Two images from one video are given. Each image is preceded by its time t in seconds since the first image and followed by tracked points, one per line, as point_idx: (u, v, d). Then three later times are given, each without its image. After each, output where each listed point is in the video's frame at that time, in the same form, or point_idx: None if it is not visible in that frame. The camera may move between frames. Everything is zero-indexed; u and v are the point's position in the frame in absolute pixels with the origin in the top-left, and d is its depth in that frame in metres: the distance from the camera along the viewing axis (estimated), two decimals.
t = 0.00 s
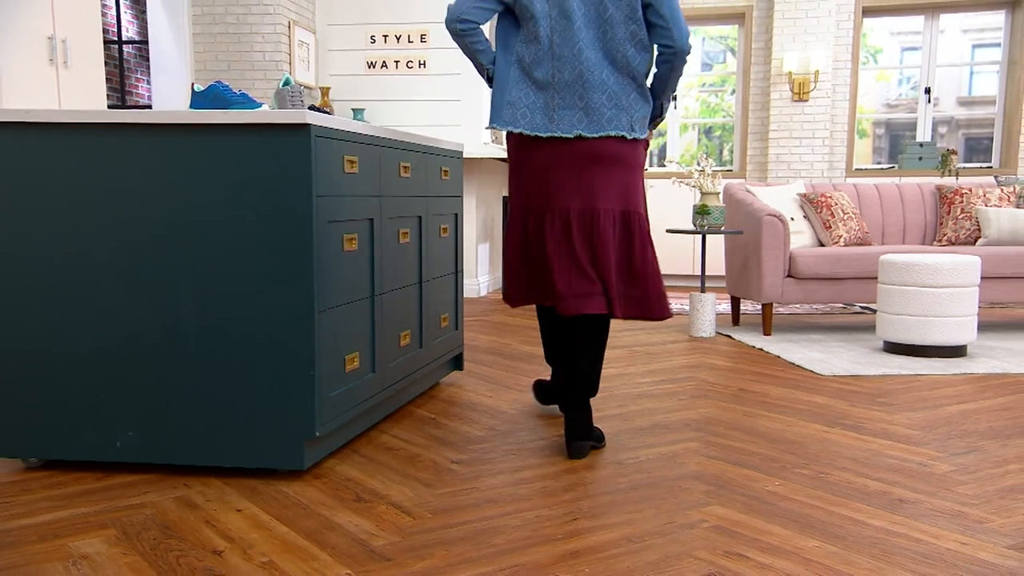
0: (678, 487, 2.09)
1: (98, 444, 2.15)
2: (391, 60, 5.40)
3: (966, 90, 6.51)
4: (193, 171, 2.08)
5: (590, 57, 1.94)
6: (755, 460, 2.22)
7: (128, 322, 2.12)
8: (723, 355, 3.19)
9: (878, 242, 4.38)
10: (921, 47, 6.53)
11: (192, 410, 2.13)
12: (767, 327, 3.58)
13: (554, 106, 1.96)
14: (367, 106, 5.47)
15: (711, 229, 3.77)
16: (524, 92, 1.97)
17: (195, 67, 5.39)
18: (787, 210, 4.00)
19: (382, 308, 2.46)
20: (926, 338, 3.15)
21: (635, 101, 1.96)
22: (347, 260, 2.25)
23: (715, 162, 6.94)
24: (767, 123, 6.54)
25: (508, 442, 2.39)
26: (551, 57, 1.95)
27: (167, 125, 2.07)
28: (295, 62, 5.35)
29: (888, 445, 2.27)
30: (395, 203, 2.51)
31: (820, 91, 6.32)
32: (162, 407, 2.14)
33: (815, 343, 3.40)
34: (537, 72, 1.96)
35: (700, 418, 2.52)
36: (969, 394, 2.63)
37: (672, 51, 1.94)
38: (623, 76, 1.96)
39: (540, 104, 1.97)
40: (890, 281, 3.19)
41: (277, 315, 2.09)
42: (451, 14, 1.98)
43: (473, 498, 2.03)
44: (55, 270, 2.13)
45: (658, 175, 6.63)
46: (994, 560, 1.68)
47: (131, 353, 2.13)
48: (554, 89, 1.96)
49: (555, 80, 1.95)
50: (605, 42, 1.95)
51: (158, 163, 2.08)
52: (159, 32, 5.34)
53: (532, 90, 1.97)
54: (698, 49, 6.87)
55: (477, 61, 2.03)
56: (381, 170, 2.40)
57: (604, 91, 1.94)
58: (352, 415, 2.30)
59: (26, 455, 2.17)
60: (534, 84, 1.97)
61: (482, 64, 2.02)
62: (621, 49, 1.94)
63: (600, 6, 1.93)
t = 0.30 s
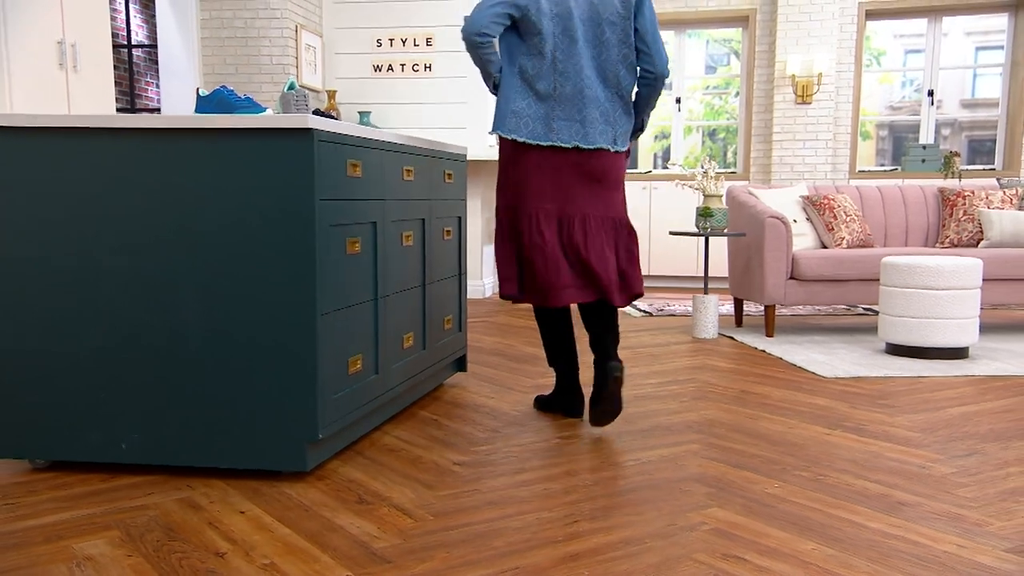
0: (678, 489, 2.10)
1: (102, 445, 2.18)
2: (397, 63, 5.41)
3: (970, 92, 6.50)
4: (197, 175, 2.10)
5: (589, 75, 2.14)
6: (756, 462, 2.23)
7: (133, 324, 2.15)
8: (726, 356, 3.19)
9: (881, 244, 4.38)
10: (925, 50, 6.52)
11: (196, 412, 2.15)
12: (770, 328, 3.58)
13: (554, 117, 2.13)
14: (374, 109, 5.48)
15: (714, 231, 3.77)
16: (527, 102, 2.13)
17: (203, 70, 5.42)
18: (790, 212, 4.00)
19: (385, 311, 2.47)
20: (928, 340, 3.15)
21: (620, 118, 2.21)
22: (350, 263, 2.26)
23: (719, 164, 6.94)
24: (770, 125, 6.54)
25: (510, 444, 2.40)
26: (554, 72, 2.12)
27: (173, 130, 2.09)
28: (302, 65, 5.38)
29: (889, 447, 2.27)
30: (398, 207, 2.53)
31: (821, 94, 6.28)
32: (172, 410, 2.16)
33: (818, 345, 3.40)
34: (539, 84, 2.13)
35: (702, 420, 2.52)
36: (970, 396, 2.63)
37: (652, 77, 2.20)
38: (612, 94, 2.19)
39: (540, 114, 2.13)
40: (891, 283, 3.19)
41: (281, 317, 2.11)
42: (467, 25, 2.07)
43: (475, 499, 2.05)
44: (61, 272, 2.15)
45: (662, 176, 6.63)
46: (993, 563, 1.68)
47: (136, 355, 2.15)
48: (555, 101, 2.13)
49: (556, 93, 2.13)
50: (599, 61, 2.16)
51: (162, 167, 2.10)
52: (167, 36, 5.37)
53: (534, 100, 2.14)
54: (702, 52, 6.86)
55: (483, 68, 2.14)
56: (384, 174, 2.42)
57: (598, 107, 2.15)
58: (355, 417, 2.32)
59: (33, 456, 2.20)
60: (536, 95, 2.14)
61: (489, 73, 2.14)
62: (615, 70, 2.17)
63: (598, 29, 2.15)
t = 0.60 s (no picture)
0: (683, 496, 2.08)
1: (108, 449, 2.19)
2: (405, 65, 5.41)
3: (981, 93, 6.44)
4: (201, 180, 2.10)
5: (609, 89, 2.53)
6: (762, 469, 2.21)
7: (138, 329, 2.15)
8: (733, 360, 3.17)
9: (890, 246, 4.34)
10: (936, 50, 6.47)
11: (200, 417, 2.16)
12: (778, 331, 3.56)
13: (590, 124, 2.46)
14: (382, 111, 5.49)
15: (722, 234, 3.75)
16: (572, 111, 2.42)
17: (212, 73, 5.44)
18: (798, 214, 3.97)
19: (390, 315, 2.47)
20: (938, 344, 3.12)
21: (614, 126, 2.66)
22: (355, 268, 2.26)
23: (728, 165, 6.88)
24: (779, 126, 6.51)
25: (516, 448, 2.40)
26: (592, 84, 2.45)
27: (177, 136, 2.09)
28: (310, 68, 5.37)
29: (897, 454, 2.25)
30: (403, 211, 2.52)
31: (833, 94, 6.29)
32: (177, 415, 2.16)
33: (826, 348, 3.37)
34: (580, 93, 2.43)
35: (707, 425, 2.51)
36: (979, 401, 2.60)
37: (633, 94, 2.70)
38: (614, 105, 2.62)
39: (581, 121, 2.44)
40: (900, 287, 3.16)
41: (285, 321, 2.11)
42: (563, 19, 2.33)
43: (479, 505, 2.05)
44: (67, 277, 2.16)
45: (670, 177, 6.61)
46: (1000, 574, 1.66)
47: (141, 359, 2.16)
48: (591, 110, 2.46)
49: (592, 103, 2.46)
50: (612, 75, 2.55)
51: (167, 172, 2.10)
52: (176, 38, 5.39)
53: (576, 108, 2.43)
54: (711, 53, 6.83)
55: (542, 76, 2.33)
56: (390, 178, 2.42)
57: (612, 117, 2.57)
58: (359, 422, 2.32)
59: (39, 460, 2.21)
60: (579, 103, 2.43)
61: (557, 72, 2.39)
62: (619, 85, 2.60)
63: (613, 47, 2.54)
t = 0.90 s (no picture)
0: (685, 508, 2.06)
1: (111, 459, 2.20)
2: (411, 68, 5.39)
3: (992, 94, 6.37)
4: (202, 190, 2.10)
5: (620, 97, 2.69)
6: (765, 479, 2.19)
7: (139, 339, 2.16)
8: (739, 366, 3.14)
9: (898, 250, 4.30)
10: (946, 52, 6.40)
11: (202, 427, 2.16)
12: (785, 337, 3.53)
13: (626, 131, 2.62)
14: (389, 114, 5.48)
15: (729, 239, 3.72)
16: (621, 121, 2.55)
17: (220, 77, 5.45)
18: (806, 218, 3.93)
19: (393, 323, 2.46)
20: (946, 351, 3.08)
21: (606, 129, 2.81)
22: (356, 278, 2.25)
23: (736, 168, 6.84)
24: (788, 128, 6.47)
25: (519, 457, 2.39)
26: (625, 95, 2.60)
27: (179, 146, 2.08)
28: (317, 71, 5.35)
29: (903, 464, 2.22)
30: (406, 219, 2.51)
31: (842, 96, 6.26)
32: (179, 424, 2.17)
33: (833, 354, 3.34)
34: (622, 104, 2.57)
35: (711, 434, 2.48)
36: (986, 410, 2.57)
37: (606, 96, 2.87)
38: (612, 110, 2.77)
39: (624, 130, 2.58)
40: (908, 293, 3.13)
41: (286, 332, 2.11)
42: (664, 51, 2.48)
43: (480, 517, 2.04)
44: (69, 287, 2.17)
45: (678, 180, 6.57)
46: None
47: (143, 369, 2.16)
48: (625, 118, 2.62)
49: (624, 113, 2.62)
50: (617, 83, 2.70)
51: (168, 183, 2.10)
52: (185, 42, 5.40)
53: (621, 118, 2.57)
54: (720, 54, 6.76)
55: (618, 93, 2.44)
56: (392, 186, 2.40)
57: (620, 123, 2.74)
58: (361, 432, 2.31)
59: (42, 469, 2.22)
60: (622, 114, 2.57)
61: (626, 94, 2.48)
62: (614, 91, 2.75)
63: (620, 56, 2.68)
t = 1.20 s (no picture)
0: (684, 525, 2.04)
1: (110, 474, 2.20)
2: (417, 73, 5.37)
3: (1001, 98, 6.29)
4: (200, 205, 2.09)
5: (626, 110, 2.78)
6: (766, 496, 2.16)
7: (138, 354, 2.16)
8: (744, 375, 3.11)
9: (905, 258, 4.25)
10: (955, 55, 6.33)
11: (200, 442, 2.16)
12: (790, 345, 3.49)
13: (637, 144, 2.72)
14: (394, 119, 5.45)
15: (734, 247, 3.68)
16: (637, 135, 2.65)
17: (225, 83, 5.46)
18: (811, 226, 3.89)
19: (393, 336, 2.45)
20: (952, 361, 3.04)
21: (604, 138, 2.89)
22: (355, 292, 2.24)
23: (744, 172, 6.78)
24: (795, 133, 6.41)
25: (518, 471, 2.37)
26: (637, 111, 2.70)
27: (176, 161, 2.08)
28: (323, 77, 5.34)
29: (906, 480, 2.18)
30: (406, 232, 2.50)
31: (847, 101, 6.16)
32: (178, 440, 2.17)
33: (839, 362, 3.30)
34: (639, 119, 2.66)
35: (712, 448, 2.46)
36: (992, 423, 2.52)
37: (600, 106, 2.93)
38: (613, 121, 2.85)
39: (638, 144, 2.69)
40: (914, 302, 3.09)
41: (284, 348, 2.10)
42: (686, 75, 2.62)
43: (476, 535, 2.02)
44: (68, 301, 2.17)
45: (684, 185, 6.54)
46: None
47: (142, 384, 2.16)
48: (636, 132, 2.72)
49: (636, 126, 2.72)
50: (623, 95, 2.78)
51: (166, 198, 2.10)
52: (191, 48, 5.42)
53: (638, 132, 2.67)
54: (727, 58, 6.70)
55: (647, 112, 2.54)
56: (391, 199, 2.39)
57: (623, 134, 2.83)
58: (360, 446, 2.31)
59: (42, 483, 2.23)
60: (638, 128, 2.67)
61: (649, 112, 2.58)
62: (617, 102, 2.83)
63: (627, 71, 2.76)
